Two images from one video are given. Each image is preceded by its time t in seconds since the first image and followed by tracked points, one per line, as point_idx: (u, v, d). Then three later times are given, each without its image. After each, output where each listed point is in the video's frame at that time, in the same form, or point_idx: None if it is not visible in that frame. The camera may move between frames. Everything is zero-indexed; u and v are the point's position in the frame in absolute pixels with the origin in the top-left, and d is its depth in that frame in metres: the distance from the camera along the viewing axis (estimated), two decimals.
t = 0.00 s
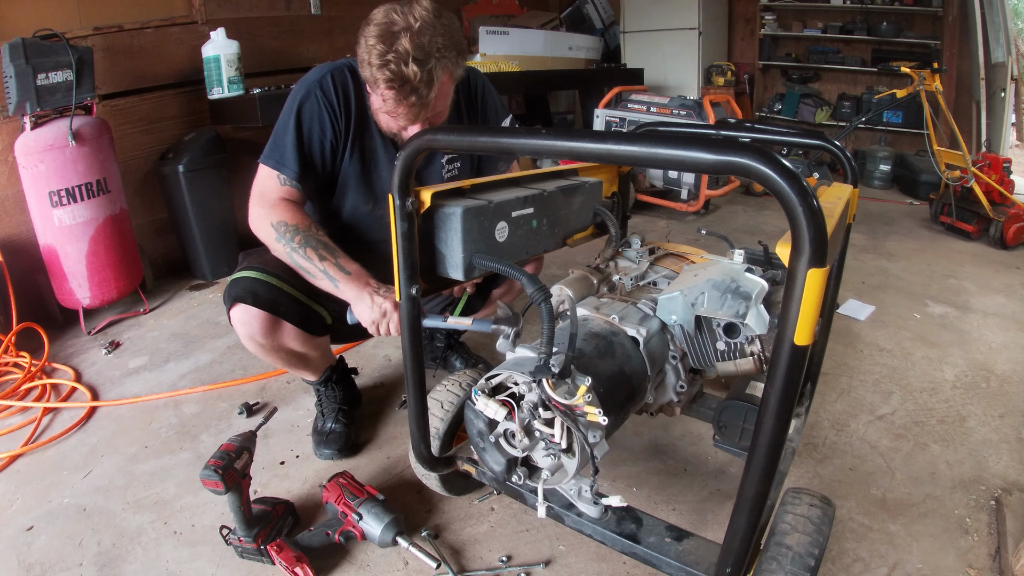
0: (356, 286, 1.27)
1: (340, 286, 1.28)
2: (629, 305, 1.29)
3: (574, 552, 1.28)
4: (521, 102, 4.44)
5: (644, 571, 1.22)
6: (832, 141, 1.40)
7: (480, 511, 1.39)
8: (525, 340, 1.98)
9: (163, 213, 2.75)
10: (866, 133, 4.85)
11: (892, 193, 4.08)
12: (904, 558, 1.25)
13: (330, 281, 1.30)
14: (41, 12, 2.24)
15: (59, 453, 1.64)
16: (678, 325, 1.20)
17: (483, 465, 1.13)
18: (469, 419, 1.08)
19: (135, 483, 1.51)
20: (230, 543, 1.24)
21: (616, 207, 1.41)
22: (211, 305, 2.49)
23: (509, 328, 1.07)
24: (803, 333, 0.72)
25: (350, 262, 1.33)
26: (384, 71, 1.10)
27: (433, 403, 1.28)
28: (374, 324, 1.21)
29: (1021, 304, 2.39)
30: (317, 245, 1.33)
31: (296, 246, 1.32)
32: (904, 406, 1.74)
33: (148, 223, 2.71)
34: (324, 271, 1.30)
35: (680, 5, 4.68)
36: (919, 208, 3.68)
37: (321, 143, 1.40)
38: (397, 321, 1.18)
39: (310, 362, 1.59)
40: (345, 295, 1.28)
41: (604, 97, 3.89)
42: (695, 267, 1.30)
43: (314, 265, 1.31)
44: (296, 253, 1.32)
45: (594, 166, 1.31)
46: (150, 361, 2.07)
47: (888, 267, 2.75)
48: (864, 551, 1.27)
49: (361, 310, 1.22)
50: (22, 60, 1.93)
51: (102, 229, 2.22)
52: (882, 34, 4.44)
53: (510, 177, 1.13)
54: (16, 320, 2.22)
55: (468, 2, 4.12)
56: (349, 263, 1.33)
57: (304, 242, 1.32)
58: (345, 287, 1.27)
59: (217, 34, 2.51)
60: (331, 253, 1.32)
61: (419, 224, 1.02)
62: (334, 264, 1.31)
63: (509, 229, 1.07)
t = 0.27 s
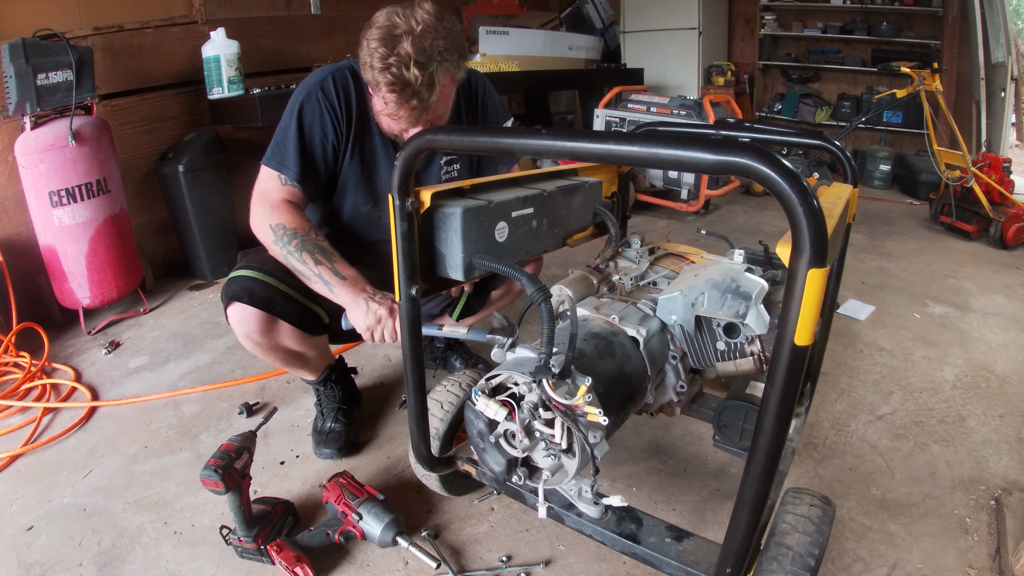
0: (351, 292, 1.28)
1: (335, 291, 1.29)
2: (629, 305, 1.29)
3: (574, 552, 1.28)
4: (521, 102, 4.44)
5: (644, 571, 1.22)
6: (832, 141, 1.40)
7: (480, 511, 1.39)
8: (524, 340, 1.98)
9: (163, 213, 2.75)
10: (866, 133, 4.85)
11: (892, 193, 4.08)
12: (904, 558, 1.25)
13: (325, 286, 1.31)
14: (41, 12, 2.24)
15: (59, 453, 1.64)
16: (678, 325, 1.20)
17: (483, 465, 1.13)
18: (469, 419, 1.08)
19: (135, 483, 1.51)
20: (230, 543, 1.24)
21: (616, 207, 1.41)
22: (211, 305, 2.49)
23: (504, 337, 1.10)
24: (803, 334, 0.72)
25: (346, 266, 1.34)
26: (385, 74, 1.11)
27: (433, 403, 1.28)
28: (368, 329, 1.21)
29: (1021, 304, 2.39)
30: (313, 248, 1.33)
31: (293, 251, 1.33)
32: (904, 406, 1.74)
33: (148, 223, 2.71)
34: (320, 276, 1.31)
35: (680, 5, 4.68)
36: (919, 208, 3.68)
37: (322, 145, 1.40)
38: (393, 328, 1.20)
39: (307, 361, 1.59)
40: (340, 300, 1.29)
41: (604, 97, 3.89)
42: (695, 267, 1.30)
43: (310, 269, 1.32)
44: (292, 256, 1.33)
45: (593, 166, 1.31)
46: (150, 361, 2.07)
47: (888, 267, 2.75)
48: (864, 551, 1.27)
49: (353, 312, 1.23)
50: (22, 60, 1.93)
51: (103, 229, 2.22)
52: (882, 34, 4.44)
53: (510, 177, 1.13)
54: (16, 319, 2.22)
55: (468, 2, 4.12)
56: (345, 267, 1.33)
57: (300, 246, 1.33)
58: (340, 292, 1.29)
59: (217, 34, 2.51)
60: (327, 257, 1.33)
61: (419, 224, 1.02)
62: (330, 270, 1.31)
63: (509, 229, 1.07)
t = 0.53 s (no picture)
0: (357, 291, 1.28)
1: (340, 290, 1.29)
2: (629, 305, 1.29)
3: (574, 552, 1.28)
4: (521, 102, 4.44)
5: (644, 571, 1.22)
6: (832, 141, 1.39)
7: (480, 511, 1.39)
8: (524, 340, 1.98)
9: (163, 213, 2.75)
10: (866, 133, 4.85)
11: (892, 193, 4.08)
12: (904, 558, 1.25)
13: (330, 285, 1.31)
14: (41, 12, 2.24)
15: (59, 453, 1.64)
16: (678, 325, 1.20)
17: (483, 465, 1.13)
18: (469, 419, 1.08)
19: (135, 483, 1.51)
20: (230, 543, 1.24)
21: (616, 207, 1.41)
22: (211, 305, 2.49)
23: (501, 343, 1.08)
24: (803, 333, 0.72)
25: (351, 267, 1.34)
26: (384, 81, 1.11)
27: (433, 403, 1.28)
28: (367, 333, 1.21)
29: (1021, 304, 2.39)
30: (321, 248, 1.34)
31: (301, 248, 1.33)
32: (904, 406, 1.74)
33: (148, 223, 2.71)
34: (325, 275, 1.31)
35: (680, 5, 4.68)
36: (919, 208, 3.68)
37: (321, 145, 1.40)
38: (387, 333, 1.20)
39: (310, 361, 1.59)
40: (344, 300, 1.28)
41: (604, 97, 3.89)
42: (695, 267, 1.30)
43: (316, 268, 1.32)
44: (300, 254, 1.33)
45: (593, 166, 1.31)
46: (150, 361, 2.07)
47: (888, 267, 2.75)
48: (864, 551, 1.27)
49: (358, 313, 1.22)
50: (22, 60, 1.93)
51: (103, 229, 2.22)
52: (882, 34, 4.44)
53: (510, 178, 1.13)
54: (16, 319, 2.22)
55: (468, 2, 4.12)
56: (350, 267, 1.33)
57: (309, 244, 1.34)
58: (344, 292, 1.28)
59: (217, 34, 2.51)
60: (334, 257, 1.34)
61: (419, 224, 1.02)
62: (336, 269, 1.32)
63: (509, 229, 1.07)
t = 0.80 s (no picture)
0: (365, 275, 1.30)
1: (350, 276, 1.32)
2: (629, 305, 1.29)
3: (574, 552, 1.28)
4: (520, 102, 4.44)
5: (644, 571, 1.22)
6: (832, 141, 1.39)
7: (480, 511, 1.39)
8: (525, 339, 1.98)
9: (163, 213, 2.75)
10: (866, 133, 4.85)
11: (892, 193, 4.08)
12: (904, 558, 1.25)
13: (339, 273, 1.34)
14: (41, 12, 2.24)
15: (59, 453, 1.64)
16: (678, 325, 1.20)
17: (483, 465, 1.13)
18: (469, 419, 1.08)
19: (135, 483, 1.51)
20: (230, 543, 1.24)
21: (616, 207, 1.41)
22: (211, 305, 2.49)
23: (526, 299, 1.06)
24: (803, 334, 0.72)
25: (357, 254, 1.37)
26: (379, 80, 1.11)
27: (433, 403, 1.28)
28: (389, 309, 1.22)
29: (1021, 304, 2.39)
30: (324, 238, 1.36)
31: (304, 241, 1.35)
32: (904, 406, 1.74)
33: (147, 223, 2.71)
34: (332, 263, 1.34)
35: (680, 5, 4.68)
36: (919, 208, 3.68)
37: (318, 146, 1.40)
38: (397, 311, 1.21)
39: (310, 359, 1.59)
40: (354, 285, 1.31)
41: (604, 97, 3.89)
42: (695, 267, 1.30)
43: (322, 258, 1.34)
44: (304, 247, 1.35)
45: (594, 166, 1.31)
46: (149, 361, 2.07)
47: (888, 267, 2.75)
48: (864, 551, 1.27)
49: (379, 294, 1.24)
50: (22, 60, 1.93)
51: (102, 229, 2.22)
52: (882, 34, 4.44)
53: (510, 177, 1.13)
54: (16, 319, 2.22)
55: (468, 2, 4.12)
56: (355, 253, 1.36)
57: (311, 237, 1.35)
58: (354, 277, 1.31)
59: (217, 34, 2.51)
60: (338, 245, 1.36)
61: (419, 224, 1.02)
62: (343, 256, 1.34)
63: (510, 228, 1.07)
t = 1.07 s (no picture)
0: (357, 286, 1.26)
1: (340, 284, 1.28)
2: (629, 305, 1.29)
3: (574, 552, 1.28)
4: (521, 102, 4.44)
5: (644, 571, 1.22)
6: (832, 141, 1.39)
7: (480, 511, 1.39)
8: (525, 339, 1.98)
9: (163, 213, 2.75)
10: (866, 133, 4.85)
11: (892, 193, 4.08)
12: (904, 558, 1.25)
13: (329, 280, 1.29)
14: (41, 12, 2.24)
15: (59, 453, 1.64)
16: (678, 325, 1.20)
17: (483, 465, 1.13)
18: (469, 419, 1.08)
19: (135, 483, 1.51)
20: (230, 543, 1.24)
21: (616, 207, 1.41)
22: (211, 305, 2.49)
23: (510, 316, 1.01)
24: (803, 333, 0.71)
25: (350, 261, 1.32)
26: (377, 77, 1.11)
27: (433, 403, 1.28)
28: (378, 324, 1.20)
29: (1021, 304, 2.39)
30: (318, 243, 1.33)
31: (297, 244, 1.32)
32: (904, 406, 1.74)
33: (148, 223, 2.71)
34: (323, 270, 1.30)
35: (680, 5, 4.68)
36: (919, 208, 3.68)
37: (321, 143, 1.40)
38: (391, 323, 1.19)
39: (310, 360, 1.59)
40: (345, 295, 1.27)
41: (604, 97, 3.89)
42: (695, 267, 1.30)
43: (313, 263, 1.31)
44: (297, 250, 1.32)
45: (594, 166, 1.31)
46: (150, 361, 2.07)
47: (888, 267, 2.75)
48: (864, 551, 1.27)
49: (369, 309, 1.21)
50: (22, 60, 1.93)
51: (103, 229, 2.22)
52: (882, 34, 4.44)
53: (510, 177, 1.13)
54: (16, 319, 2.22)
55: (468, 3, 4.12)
56: (349, 261, 1.32)
57: (305, 240, 1.32)
58: (345, 286, 1.27)
59: (217, 34, 2.51)
60: (331, 252, 1.32)
61: (419, 224, 1.02)
62: (334, 263, 1.30)
63: (510, 228, 1.07)
